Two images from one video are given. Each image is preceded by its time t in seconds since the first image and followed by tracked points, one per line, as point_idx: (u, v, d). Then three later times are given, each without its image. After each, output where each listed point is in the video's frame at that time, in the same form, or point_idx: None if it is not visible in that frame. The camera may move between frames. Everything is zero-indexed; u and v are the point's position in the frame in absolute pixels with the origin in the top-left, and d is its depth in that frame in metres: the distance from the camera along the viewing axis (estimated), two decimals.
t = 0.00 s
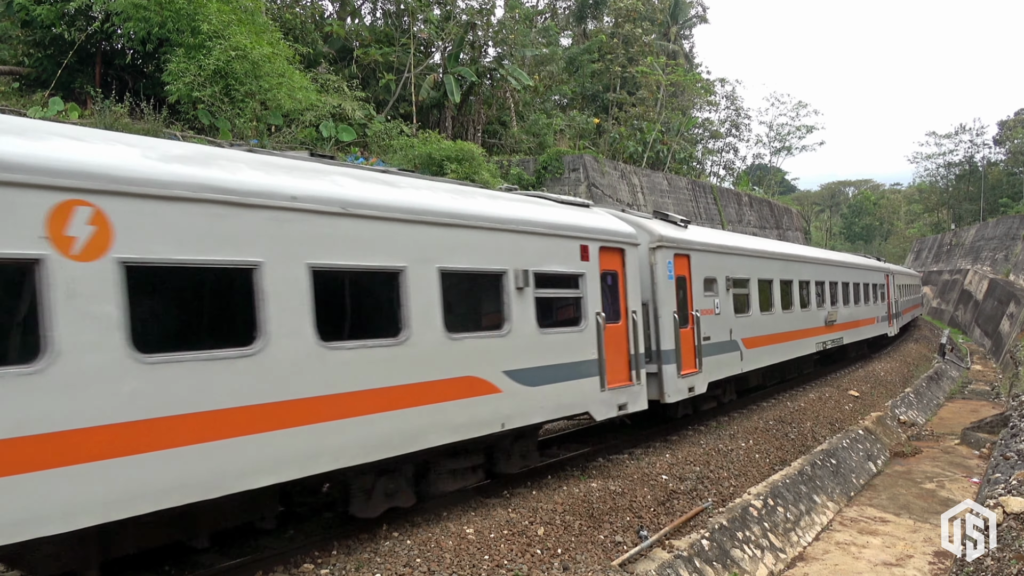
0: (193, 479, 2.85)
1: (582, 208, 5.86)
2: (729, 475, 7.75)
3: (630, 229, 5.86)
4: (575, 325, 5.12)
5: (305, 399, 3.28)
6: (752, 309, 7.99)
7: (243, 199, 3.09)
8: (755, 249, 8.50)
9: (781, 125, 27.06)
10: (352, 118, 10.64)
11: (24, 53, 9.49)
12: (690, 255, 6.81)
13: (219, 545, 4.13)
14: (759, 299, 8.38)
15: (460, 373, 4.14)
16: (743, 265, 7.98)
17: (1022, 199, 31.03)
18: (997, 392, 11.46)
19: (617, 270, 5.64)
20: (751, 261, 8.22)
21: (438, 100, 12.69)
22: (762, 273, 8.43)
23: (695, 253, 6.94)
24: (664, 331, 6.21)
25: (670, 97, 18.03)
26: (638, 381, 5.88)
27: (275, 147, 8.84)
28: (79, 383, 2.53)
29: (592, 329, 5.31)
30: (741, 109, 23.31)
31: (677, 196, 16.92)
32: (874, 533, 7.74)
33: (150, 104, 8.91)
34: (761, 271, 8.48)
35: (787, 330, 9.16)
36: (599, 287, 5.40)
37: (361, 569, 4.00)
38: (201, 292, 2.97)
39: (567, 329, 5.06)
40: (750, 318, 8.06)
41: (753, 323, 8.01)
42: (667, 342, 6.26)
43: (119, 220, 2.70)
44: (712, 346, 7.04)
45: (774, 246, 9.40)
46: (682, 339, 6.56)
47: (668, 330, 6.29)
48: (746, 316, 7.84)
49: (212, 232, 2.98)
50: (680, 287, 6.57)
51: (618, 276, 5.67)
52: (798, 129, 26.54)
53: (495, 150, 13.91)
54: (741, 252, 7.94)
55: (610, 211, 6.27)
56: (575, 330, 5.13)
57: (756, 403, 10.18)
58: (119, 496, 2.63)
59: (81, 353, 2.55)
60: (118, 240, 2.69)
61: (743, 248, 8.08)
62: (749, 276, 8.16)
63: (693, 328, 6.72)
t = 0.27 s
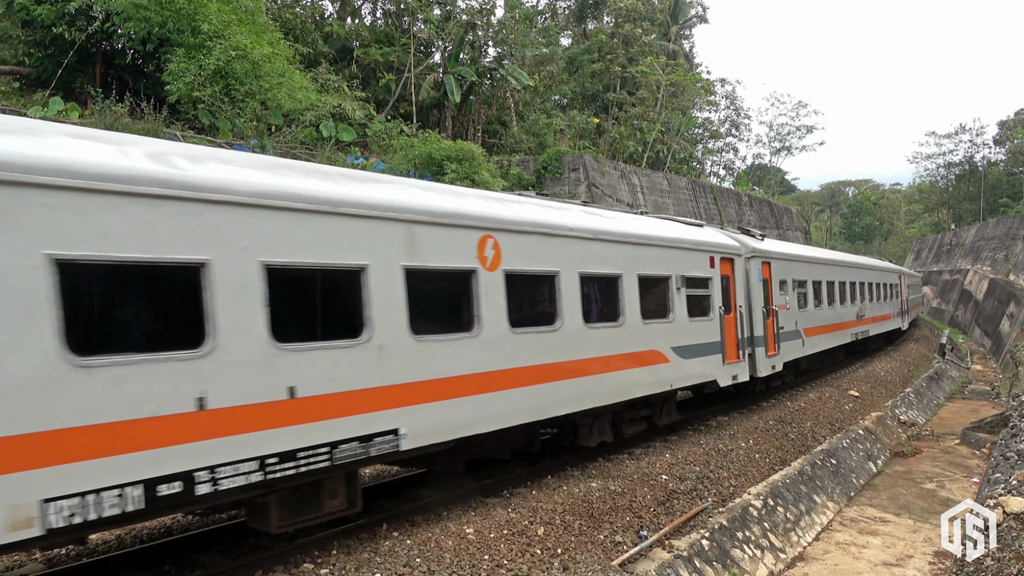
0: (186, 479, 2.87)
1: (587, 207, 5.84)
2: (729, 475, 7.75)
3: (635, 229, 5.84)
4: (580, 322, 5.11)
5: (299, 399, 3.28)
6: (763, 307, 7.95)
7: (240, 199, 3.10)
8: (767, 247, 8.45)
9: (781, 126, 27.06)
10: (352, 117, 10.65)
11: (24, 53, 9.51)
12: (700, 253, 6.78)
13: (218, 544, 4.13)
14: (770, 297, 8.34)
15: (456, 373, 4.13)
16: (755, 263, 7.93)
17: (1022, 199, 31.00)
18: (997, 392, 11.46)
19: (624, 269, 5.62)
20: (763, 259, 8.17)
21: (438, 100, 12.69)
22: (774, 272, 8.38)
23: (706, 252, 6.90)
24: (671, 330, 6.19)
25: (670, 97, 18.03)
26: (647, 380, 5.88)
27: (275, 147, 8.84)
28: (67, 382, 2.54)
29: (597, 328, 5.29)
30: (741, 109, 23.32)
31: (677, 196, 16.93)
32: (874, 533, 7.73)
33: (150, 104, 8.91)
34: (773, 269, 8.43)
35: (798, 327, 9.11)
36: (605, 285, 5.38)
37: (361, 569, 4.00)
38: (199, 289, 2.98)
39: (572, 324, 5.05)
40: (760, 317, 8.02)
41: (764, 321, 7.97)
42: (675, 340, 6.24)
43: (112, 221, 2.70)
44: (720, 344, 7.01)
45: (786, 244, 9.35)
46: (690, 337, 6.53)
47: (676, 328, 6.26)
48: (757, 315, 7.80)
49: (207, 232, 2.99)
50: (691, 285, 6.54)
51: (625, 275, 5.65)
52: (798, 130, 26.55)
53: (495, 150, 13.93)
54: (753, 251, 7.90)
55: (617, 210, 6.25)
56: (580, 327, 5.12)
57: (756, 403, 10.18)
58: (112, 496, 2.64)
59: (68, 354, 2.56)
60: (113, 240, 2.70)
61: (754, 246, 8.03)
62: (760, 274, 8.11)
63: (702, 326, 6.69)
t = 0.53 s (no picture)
0: (189, 477, 2.89)
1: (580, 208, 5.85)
2: (729, 475, 7.74)
3: (628, 230, 5.86)
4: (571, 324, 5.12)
5: (298, 398, 3.31)
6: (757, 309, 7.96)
7: (240, 198, 3.12)
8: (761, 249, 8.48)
9: (782, 126, 27.06)
10: (352, 117, 10.66)
11: (25, 53, 9.53)
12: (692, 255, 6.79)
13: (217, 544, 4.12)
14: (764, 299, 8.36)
15: (449, 373, 4.14)
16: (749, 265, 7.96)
17: (1022, 200, 30.97)
18: (997, 392, 11.45)
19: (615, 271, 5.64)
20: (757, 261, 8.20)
21: (438, 100, 12.70)
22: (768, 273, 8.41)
23: (698, 254, 6.93)
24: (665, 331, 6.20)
25: (670, 97, 18.04)
26: (642, 381, 5.89)
27: (275, 147, 8.86)
28: (74, 382, 2.56)
29: (589, 329, 5.30)
30: (741, 110, 23.31)
31: (677, 196, 16.94)
32: (875, 533, 7.72)
33: (151, 104, 8.92)
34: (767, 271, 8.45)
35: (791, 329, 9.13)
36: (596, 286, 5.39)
37: (361, 568, 4.00)
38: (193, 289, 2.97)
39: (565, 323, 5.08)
40: (755, 319, 8.03)
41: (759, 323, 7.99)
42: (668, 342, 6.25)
43: (116, 221, 2.72)
44: (714, 346, 7.03)
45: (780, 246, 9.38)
46: (685, 338, 6.55)
47: (668, 330, 6.27)
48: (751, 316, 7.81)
49: (208, 231, 3.01)
50: (683, 287, 6.56)
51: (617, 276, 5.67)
52: (798, 130, 26.55)
53: (495, 149, 13.94)
54: (747, 252, 7.93)
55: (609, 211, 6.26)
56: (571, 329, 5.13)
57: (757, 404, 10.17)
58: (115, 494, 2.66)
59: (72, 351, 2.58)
60: (117, 238, 2.72)
61: (749, 248, 8.06)
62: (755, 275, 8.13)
63: (695, 328, 6.70)
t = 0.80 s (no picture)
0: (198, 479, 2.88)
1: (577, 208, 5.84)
2: (730, 475, 7.73)
3: (626, 230, 5.86)
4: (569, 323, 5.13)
5: (302, 400, 3.29)
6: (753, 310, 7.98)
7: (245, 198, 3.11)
8: (758, 250, 8.49)
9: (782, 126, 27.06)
10: (351, 116, 10.66)
11: (26, 53, 9.55)
12: (688, 255, 6.81)
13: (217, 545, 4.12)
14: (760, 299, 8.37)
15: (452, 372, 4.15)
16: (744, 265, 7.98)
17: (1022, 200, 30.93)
18: (997, 392, 11.44)
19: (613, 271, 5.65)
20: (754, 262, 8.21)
21: (438, 100, 12.71)
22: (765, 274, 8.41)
23: (695, 254, 6.93)
24: (663, 332, 6.22)
25: (670, 97, 18.05)
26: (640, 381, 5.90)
27: (275, 147, 8.86)
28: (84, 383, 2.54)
29: (587, 329, 5.30)
30: (742, 110, 23.31)
31: (677, 196, 16.95)
32: (875, 534, 7.72)
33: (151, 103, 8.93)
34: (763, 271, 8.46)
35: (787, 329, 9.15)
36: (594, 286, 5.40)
37: (360, 569, 4.00)
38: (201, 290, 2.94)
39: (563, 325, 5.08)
40: (751, 319, 8.05)
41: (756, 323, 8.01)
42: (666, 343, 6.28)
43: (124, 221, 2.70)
44: (711, 347, 7.05)
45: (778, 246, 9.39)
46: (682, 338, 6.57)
47: (666, 331, 6.29)
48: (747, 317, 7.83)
49: (214, 230, 3.00)
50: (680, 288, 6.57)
51: (614, 276, 5.67)
52: (798, 130, 26.56)
53: (495, 149, 13.96)
54: (743, 253, 7.95)
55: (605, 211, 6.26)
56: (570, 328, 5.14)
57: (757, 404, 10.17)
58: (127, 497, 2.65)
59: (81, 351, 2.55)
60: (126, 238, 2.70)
61: (744, 249, 8.08)
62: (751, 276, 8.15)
63: (692, 329, 6.73)
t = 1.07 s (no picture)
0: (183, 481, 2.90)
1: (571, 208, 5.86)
2: (729, 475, 7.73)
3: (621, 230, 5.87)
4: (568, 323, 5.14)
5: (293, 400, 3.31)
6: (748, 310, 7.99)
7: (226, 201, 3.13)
8: (753, 250, 8.51)
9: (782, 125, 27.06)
10: (351, 116, 10.66)
11: (27, 53, 9.55)
12: (683, 255, 6.82)
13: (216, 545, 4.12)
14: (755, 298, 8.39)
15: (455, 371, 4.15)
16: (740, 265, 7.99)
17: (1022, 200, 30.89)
18: (997, 392, 11.43)
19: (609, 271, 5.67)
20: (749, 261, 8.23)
21: (438, 100, 12.72)
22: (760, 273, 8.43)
23: (689, 254, 6.95)
24: (657, 333, 6.24)
25: (670, 97, 18.05)
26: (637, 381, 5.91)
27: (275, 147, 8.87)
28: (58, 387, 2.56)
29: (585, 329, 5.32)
30: (742, 109, 23.31)
31: (677, 196, 16.95)
32: (875, 534, 7.71)
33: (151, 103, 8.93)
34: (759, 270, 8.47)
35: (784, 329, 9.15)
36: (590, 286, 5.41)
37: (360, 569, 4.00)
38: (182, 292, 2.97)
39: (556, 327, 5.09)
40: (747, 319, 8.06)
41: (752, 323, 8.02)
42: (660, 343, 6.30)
43: (103, 224, 2.72)
44: (706, 347, 7.06)
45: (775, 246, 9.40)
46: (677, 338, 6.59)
47: (661, 331, 6.31)
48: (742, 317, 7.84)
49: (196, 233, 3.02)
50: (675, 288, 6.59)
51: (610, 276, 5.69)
52: (799, 129, 26.56)
53: (495, 149, 13.96)
54: (738, 253, 7.97)
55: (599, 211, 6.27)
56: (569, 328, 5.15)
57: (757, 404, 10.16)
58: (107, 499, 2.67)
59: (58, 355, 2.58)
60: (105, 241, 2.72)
61: (739, 248, 8.09)
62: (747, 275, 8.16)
63: (687, 329, 6.75)
